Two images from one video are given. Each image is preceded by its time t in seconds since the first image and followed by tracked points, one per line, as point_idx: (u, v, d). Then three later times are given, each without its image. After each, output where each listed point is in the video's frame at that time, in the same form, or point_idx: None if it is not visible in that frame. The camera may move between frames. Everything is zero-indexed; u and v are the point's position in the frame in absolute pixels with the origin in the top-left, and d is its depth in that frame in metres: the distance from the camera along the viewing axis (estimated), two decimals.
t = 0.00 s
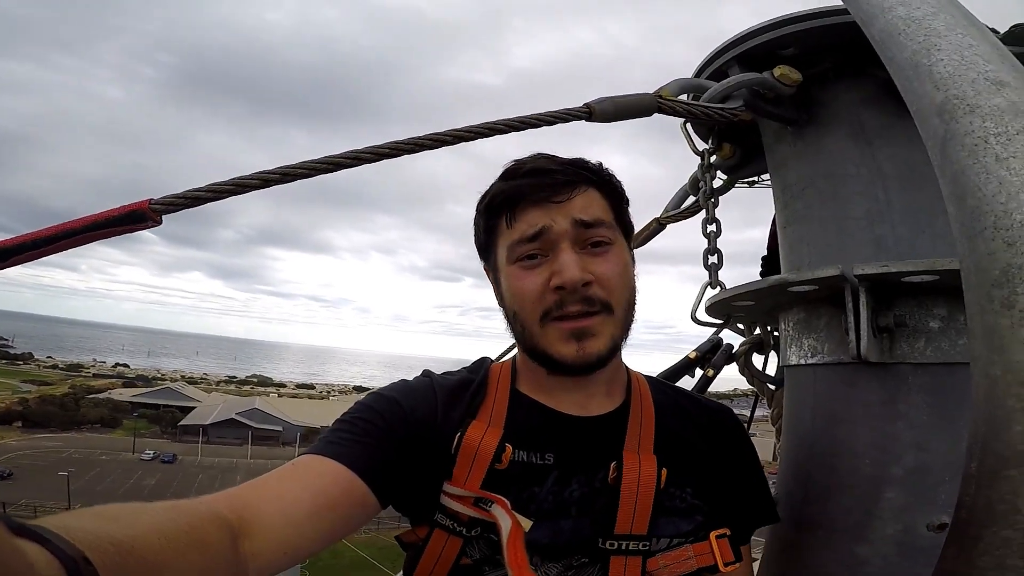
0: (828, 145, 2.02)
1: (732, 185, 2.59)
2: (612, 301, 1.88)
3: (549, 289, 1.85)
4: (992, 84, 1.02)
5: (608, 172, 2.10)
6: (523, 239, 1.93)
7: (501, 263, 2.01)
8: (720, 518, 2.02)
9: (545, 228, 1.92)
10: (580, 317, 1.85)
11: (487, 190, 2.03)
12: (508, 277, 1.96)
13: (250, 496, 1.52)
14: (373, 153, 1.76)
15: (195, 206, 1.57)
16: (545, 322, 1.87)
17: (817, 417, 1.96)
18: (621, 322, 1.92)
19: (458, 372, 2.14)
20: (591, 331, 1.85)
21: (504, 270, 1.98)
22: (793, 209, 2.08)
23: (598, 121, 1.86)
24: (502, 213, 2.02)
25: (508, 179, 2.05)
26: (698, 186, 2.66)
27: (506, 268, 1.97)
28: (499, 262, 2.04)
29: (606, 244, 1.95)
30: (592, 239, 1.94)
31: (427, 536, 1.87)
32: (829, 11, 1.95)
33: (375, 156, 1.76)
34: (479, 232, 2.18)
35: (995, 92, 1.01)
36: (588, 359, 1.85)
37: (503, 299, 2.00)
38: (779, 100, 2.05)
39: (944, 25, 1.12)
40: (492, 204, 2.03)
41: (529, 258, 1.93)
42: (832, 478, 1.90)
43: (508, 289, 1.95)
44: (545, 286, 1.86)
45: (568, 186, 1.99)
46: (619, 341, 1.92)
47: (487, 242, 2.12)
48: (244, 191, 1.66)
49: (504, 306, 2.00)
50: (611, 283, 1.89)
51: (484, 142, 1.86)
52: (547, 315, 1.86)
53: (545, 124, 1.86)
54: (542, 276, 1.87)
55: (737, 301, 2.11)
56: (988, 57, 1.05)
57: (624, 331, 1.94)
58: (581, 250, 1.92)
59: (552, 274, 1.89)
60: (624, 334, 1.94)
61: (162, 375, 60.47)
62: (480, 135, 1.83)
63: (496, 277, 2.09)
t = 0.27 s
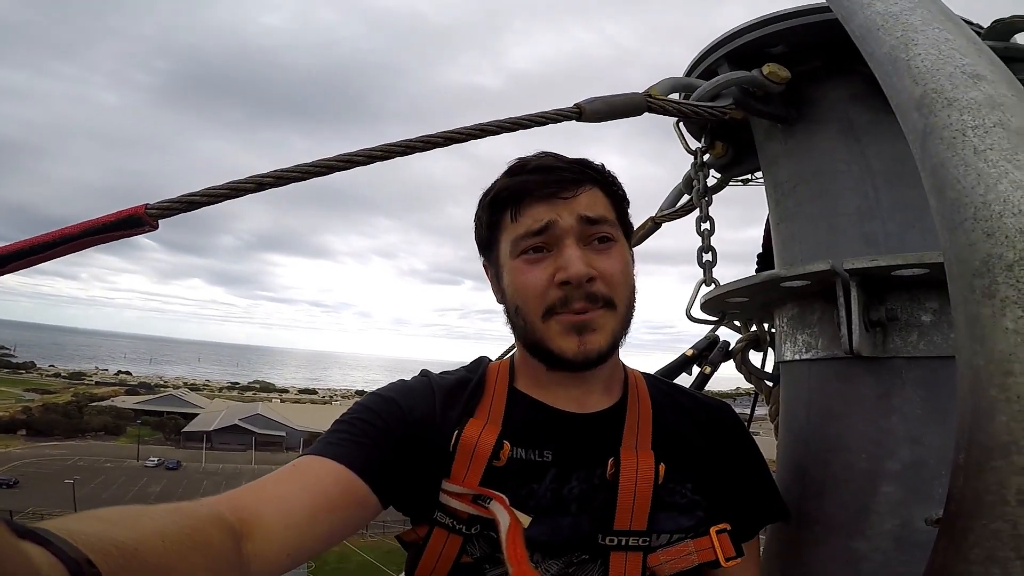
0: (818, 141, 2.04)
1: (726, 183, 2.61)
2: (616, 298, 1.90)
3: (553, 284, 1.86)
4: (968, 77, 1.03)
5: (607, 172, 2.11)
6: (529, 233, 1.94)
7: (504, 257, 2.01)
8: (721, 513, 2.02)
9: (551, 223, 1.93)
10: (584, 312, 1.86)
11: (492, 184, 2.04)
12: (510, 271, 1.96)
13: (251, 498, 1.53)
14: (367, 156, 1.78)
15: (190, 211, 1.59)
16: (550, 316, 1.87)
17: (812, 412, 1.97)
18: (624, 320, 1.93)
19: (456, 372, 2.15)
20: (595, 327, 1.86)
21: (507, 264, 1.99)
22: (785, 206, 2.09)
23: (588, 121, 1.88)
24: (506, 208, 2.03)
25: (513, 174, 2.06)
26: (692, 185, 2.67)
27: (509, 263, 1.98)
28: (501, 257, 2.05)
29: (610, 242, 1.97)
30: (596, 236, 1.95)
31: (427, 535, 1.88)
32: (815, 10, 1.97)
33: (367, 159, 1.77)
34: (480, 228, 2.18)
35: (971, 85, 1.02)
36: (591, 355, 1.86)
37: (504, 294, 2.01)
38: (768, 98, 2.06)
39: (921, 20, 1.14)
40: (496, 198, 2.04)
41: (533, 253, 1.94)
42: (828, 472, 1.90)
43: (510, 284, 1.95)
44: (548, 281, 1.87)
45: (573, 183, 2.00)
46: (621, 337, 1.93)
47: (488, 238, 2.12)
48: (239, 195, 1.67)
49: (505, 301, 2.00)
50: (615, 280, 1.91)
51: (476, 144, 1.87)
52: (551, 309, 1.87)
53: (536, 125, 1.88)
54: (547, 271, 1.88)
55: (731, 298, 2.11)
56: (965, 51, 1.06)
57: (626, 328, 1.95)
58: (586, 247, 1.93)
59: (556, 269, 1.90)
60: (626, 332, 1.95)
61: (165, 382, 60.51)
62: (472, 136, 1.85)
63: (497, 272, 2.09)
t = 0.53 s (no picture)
0: (818, 144, 2.04)
1: (725, 184, 2.61)
2: (615, 296, 1.90)
3: (553, 282, 1.86)
4: (973, 82, 1.03)
5: (606, 172, 2.10)
6: (529, 231, 1.94)
7: (503, 255, 2.01)
8: (719, 515, 2.03)
9: (551, 221, 1.93)
10: (584, 310, 1.87)
11: (493, 182, 2.04)
12: (509, 269, 1.97)
13: (253, 501, 1.54)
14: (366, 157, 1.78)
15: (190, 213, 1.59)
16: (549, 314, 1.88)
17: (811, 414, 1.97)
18: (624, 319, 1.94)
19: (456, 374, 2.16)
20: (595, 325, 1.87)
21: (506, 262, 1.99)
22: (785, 208, 2.09)
23: (589, 123, 1.88)
24: (507, 205, 2.03)
25: (514, 172, 2.06)
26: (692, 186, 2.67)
27: (508, 261, 1.98)
28: (500, 255, 2.05)
29: (611, 241, 1.98)
30: (597, 235, 1.96)
31: (427, 538, 1.88)
32: (816, 11, 1.97)
33: (366, 161, 1.77)
34: (479, 226, 2.18)
35: (975, 91, 1.02)
36: (591, 353, 1.86)
37: (502, 292, 2.01)
38: (769, 99, 2.06)
39: (926, 25, 1.14)
40: (497, 196, 2.04)
41: (533, 251, 1.94)
42: (827, 474, 1.91)
43: (509, 282, 1.96)
44: (548, 279, 1.88)
45: (574, 182, 2.00)
46: (620, 336, 1.93)
47: (487, 236, 2.12)
48: (239, 197, 1.67)
49: (504, 299, 2.01)
50: (615, 279, 1.92)
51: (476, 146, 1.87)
52: (551, 307, 1.87)
53: (537, 128, 1.88)
54: (546, 269, 1.88)
55: (731, 299, 2.12)
56: (969, 55, 1.06)
57: (625, 327, 1.95)
58: (587, 246, 1.94)
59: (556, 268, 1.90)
60: (626, 331, 1.96)
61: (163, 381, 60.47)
62: (473, 138, 1.85)
63: (496, 270, 2.09)
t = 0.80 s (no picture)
0: (824, 149, 2.04)
1: (730, 188, 2.61)
2: (608, 298, 1.90)
3: (544, 286, 1.87)
4: (981, 89, 1.04)
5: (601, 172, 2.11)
6: (520, 237, 1.95)
7: (498, 260, 2.03)
8: (717, 518, 2.04)
9: (541, 226, 1.94)
10: (576, 313, 1.87)
11: (485, 189, 2.05)
12: (504, 275, 1.98)
13: (251, 495, 1.54)
14: (374, 154, 1.78)
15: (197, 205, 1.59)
16: (542, 318, 1.89)
17: (810, 419, 1.97)
18: (617, 320, 1.93)
19: (457, 371, 2.16)
20: (587, 328, 1.87)
21: (501, 267, 2.00)
22: (790, 213, 2.10)
23: (596, 124, 1.88)
24: (499, 212, 2.04)
25: (504, 179, 2.07)
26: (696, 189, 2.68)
27: (503, 266, 1.99)
28: (496, 260, 2.06)
29: (603, 242, 1.97)
30: (588, 236, 1.96)
31: (424, 536, 1.88)
32: (826, 17, 1.97)
33: (374, 157, 1.78)
34: (476, 233, 2.20)
35: (983, 97, 1.03)
36: (585, 356, 1.87)
37: (499, 297, 2.02)
38: (775, 104, 2.07)
39: (935, 31, 1.14)
40: (488, 203, 2.06)
41: (525, 256, 1.95)
42: (825, 480, 1.92)
43: (505, 288, 1.97)
44: (540, 283, 1.89)
45: (566, 186, 2.00)
46: (614, 337, 1.93)
47: (484, 242, 2.14)
48: (247, 191, 1.68)
49: (501, 303, 2.02)
50: (607, 281, 1.91)
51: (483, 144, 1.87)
52: (544, 311, 1.88)
53: (544, 127, 1.88)
54: (538, 274, 1.89)
55: (733, 303, 2.12)
56: (978, 63, 1.07)
57: (620, 328, 1.95)
58: (578, 248, 1.94)
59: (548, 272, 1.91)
60: (621, 331, 1.95)
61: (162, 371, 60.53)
62: (481, 137, 1.85)
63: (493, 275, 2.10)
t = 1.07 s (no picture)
0: (825, 150, 2.04)
1: (732, 189, 2.61)
2: (592, 289, 1.89)
3: (528, 283, 1.88)
4: (981, 88, 1.03)
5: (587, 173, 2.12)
6: (502, 238, 1.97)
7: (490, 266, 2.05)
8: (717, 520, 2.03)
9: (519, 225, 1.96)
10: (561, 306, 1.86)
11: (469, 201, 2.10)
12: (492, 278, 2.00)
13: (253, 495, 1.54)
14: (376, 154, 1.78)
15: (199, 205, 1.60)
16: (529, 316, 1.89)
17: (811, 421, 1.97)
18: (603, 310, 1.92)
19: (459, 372, 2.16)
20: (572, 320, 1.86)
21: (492, 272, 2.02)
22: (791, 214, 2.09)
23: (597, 124, 1.88)
24: (483, 220, 2.08)
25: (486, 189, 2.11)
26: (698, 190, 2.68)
27: (491, 269, 2.01)
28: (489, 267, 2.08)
29: (584, 235, 1.97)
30: (569, 231, 1.95)
31: (424, 536, 1.88)
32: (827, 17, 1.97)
33: (375, 157, 1.78)
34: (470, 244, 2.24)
35: (983, 97, 1.03)
36: (574, 349, 1.86)
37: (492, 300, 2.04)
38: (776, 105, 2.07)
39: (935, 30, 1.14)
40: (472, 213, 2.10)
41: (510, 256, 1.96)
42: (825, 481, 1.91)
43: (495, 290, 1.99)
44: (524, 281, 1.90)
45: (545, 185, 2.02)
46: (603, 329, 1.91)
47: (477, 250, 2.17)
48: (248, 190, 1.68)
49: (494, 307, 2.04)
50: (590, 272, 1.90)
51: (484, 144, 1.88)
52: (530, 308, 1.89)
53: (545, 128, 1.88)
54: (521, 272, 1.90)
55: (733, 304, 2.12)
56: (977, 62, 1.07)
57: (609, 320, 1.93)
58: (559, 244, 1.94)
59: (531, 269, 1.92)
60: (610, 324, 1.94)
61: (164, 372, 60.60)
62: (482, 137, 1.85)
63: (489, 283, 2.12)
